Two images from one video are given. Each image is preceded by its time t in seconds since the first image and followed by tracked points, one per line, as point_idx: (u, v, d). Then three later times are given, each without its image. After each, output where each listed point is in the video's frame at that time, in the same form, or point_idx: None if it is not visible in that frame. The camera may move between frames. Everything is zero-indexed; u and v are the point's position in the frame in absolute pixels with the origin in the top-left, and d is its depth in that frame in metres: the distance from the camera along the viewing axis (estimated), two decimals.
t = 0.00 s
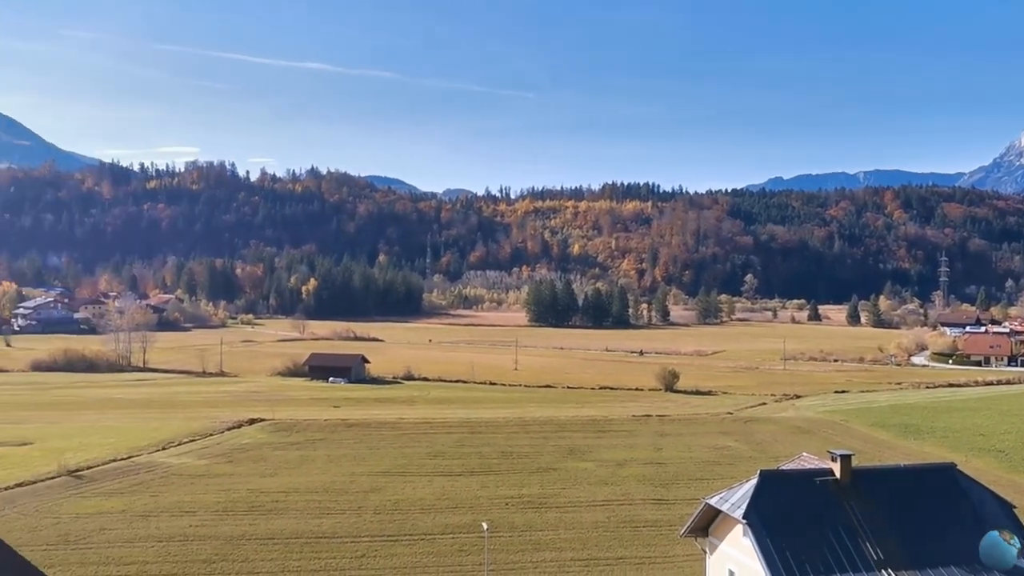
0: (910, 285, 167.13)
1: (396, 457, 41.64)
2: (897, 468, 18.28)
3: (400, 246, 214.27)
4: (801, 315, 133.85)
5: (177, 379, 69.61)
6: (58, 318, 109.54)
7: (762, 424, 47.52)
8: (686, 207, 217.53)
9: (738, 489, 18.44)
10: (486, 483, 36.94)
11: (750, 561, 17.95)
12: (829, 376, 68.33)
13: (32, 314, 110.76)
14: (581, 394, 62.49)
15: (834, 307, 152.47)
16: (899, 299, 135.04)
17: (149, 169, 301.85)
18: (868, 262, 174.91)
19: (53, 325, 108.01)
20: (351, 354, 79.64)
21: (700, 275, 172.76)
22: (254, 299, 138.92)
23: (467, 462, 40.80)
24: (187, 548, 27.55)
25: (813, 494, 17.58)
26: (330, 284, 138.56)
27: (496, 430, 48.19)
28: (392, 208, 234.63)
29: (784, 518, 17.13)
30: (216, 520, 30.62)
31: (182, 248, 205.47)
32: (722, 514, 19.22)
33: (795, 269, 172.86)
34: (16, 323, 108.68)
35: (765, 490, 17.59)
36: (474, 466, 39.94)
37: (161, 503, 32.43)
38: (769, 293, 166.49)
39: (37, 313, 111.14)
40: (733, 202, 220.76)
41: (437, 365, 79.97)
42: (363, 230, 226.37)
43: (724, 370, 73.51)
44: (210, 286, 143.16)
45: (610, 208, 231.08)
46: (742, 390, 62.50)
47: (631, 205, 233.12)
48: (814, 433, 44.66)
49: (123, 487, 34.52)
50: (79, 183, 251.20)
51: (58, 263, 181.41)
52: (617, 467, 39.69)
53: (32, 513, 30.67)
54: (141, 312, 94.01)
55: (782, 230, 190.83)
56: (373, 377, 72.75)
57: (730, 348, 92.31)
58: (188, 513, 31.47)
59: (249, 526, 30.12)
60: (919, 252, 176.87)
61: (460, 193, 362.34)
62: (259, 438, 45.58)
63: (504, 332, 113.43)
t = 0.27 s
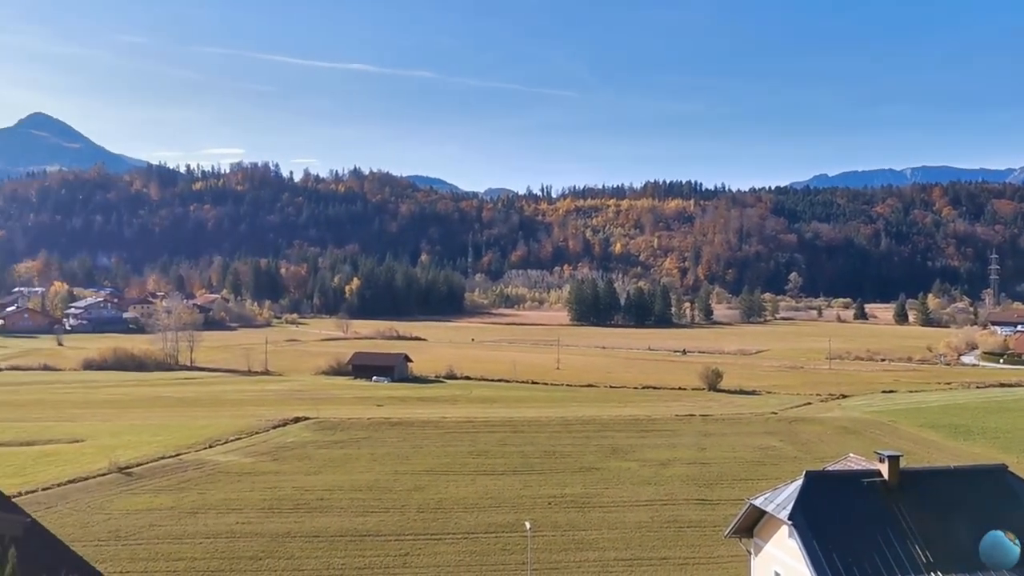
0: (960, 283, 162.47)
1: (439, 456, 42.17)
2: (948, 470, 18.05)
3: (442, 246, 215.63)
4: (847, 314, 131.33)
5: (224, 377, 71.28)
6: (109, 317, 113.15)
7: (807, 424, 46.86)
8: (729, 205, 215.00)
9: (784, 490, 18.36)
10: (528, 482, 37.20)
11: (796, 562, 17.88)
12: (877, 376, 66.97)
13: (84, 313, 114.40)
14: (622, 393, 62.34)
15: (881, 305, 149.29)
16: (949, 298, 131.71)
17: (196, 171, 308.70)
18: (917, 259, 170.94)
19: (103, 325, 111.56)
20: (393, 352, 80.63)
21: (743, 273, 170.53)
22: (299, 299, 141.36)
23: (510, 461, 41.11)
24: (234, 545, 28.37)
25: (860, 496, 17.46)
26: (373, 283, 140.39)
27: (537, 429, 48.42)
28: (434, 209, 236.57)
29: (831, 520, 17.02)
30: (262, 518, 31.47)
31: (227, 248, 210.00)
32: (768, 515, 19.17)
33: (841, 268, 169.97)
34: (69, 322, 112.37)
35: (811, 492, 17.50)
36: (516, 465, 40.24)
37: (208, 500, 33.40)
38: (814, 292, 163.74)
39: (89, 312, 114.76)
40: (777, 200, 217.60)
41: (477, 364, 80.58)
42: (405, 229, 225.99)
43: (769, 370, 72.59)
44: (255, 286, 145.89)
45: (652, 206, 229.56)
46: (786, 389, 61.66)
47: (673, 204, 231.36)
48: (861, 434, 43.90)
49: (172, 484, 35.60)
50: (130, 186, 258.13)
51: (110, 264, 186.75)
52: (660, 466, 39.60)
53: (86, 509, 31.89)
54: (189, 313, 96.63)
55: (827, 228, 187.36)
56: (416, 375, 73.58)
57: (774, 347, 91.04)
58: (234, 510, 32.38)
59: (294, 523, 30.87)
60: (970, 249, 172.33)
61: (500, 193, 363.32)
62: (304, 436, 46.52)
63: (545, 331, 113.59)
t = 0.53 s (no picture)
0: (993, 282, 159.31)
1: (466, 453, 42.49)
2: (979, 471, 17.94)
3: (469, 244, 215.87)
4: (876, 312, 129.48)
5: (252, 374, 72.35)
6: (139, 315, 115.20)
7: (836, 423, 46.42)
8: (756, 202, 212.93)
9: (813, 489, 18.33)
10: (555, 480, 37.35)
11: (824, 561, 17.85)
12: (908, 375, 66.04)
13: (115, 311, 116.73)
14: (648, 391, 62.19)
15: (912, 303, 146.98)
16: (982, 295, 129.38)
17: (226, 170, 312.59)
18: (948, 257, 168.22)
19: (133, 322, 113.66)
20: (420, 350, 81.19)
21: (770, 271, 168.81)
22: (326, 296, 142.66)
23: (537, 459, 41.30)
24: (262, 540, 28.91)
25: (891, 496, 17.39)
26: (401, 281, 141.35)
27: (564, 427, 48.53)
28: (460, 207, 237.28)
29: (861, 519, 16.95)
30: (290, 514, 31.99)
31: (255, 246, 212.55)
32: (796, 515, 19.14)
33: (870, 266, 167.71)
34: (101, 320, 114.57)
35: (841, 491, 17.45)
36: (543, 463, 40.39)
37: (237, 496, 34.03)
38: (843, 290, 161.68)
39: (121, 310, 116.98)
40: (805, 197, 215.17)
41: (504, 361, 80.83)
42: (432, 228, 229.05)
43: (797, 368, 71.92)
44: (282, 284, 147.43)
45: (679, 204, 227.99)
46: (815, 388, 61.06)
47: (700, 202, 229.66)
48: (890, 433, 43.41)
49: (201, 480, 36.30)
50: (160, 184, 261.91)
51: (141, 262, 189.73)
52: (687, 465, 39.53)
53: (117, 504, 32.64)
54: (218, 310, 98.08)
55: (857, 225, 184.94)
56: (442, 373, 74.04)
57: (803, 346, 90.10)
58: (263, 506, 32.98)
59: (322, 520, 31.35)
60: (1003, 247, 169.31)
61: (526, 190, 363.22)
62: (332, 433, 47.12)
63: (571, 329, 113.56)
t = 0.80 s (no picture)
0: None
1: (496, 450, 42.84)
2: (1014, 471, 17.80)
3: (497, 241, 216.49)
4: (910, 309, 127.30)
5: (284, 372, 73.44)
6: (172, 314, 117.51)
7: (869, 421, 45.88)
8: (787, 198, 210.34)
9: (846, 488, 18.33)
10: (584, 478, 37.50)
11: (857, 560, 17.81)
12: (943, 372, 64.94)
13: (149, 309, 119.34)
14: (678, 389, 62.00)
15: (947, 300, 144.31)
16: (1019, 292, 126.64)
17: (257, 169, 316.52)
18: (984, 254, 165.12)
19: (166, 320, 116.10)
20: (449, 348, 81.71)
21: (802, 267, 166.71)
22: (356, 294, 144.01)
23: (566, 456, 41.46)
24: (294, 536, 29.50)
25: (925, 495, 17.29)
26: (430, 279, 142.26)
27: (594, 425, 48.63)
28: (489, 205, 237.66)
29: (894, 518, 16.88)
30: (321, 510, 32.56)
31: (286, 245, 215.31)
32: (828, 514, 19.13)
33: (904, 263, 164.98)
34: (135, 318, 117.15)
35: (873, 491, 17.37)
36: (573, 461, 40.57)
37: (270, 493, 34.73)
38: (876, 287, 159.25)
39: (154, 308, 119.58)
40: (837, 193, 212.12)
41: (533, 359, 81.03)
42: (461, 226, 230.50)
43: (830, 366, 71.08)
44: (313, 282, 149.11)
45: (709, 201, 226.15)
46: (848, 386, 60.36)
47: (731, 198, 227.63)
48: (925, 431, 42.83)
49: (235, 477, 37.07)
50: (193, 183, 266.02)
51: (173, 261, 193.07)
52: (718, 463, 39.42)
53: (152, 499, 33.48)
54: (250, 308, 99.59)
55: (890, 221, 182.05)
56: (471, 371, 74.47)
57: (835, 343, 88.95)
58: (295, 502, 33.61)
59: (353, 516, 31.87)
60: None
61: (555, 188, 362.57)
62: (362, 430, 47.76)
63: (600, 327, 113.35)
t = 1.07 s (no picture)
0: None
1: (537, 451, 43.17)
2: None
3: (538, 242, 216.92)
4: (960, 310, 124.00)
5: (328, 372, 74.83)
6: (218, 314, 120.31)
7: (918, 424, 45.00)
8: (832, 198, 206.29)
9: (893, 492, 18.27)
10: (627, 479, 37.57)
11: (906, 565, 17.72)
12: (996, 374, 63.21)
13: (196, 310, 122.49)
14: (720, 390, 61.53)
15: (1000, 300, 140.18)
16: None
17: (301, 171, 321.77)
18: None
19: (213, 321, 119.07)
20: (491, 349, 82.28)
21: (847, 267, 163.47)
22: (399, 295, 145.56)
23: (609, 457, 41.57)
24: (339, 535, 30.23)
25: (976, 498, 17.06)
26: (472, 279, 143.14)
27: (636, 426, 48.62)
28: (530, 206, 237.85)
29: (943, 520, 16.70)
30: (365, 510, 33.27)
31: (329, 246, 218.86)
32: (876, 518, 19.04)
33: (955, 262, 160.89)
34: (182, 318, 120.36)
35: (922, 493, 17.22)
36: (615, 462, 40.64)
37: (314, 492, 35.57)
38: (925, 287, 155.42)
39: (200, 309, 122.76)
40: (884, 191, 207.64)
41: (574, 360, 81.12)
42: (502, 226, 228.95)
43: (879, 367, 69.72)
44: (356, 284, 151.32)
45: (752, 200, 223.16)
46: (896, 387, 59.18)
47: (774, 198, 224.24)
48: (976, 434, 41.88)
49: (279, 476, 38.06)
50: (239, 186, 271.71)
51: (220, 262, 197.61)
52: (763, 465, 39.12)
53: (200, 498, 34.58)
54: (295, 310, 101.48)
55: (939, 220, 177.73)
56: (513, 371, 74.91)
57: (883, 344, 87.13)
58: (339, 502, 34.40)
59: (396, 516, 32.50)
60: None
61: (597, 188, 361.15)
62: (405, 431, 48.51)
63: (642, 328, 112.82)
